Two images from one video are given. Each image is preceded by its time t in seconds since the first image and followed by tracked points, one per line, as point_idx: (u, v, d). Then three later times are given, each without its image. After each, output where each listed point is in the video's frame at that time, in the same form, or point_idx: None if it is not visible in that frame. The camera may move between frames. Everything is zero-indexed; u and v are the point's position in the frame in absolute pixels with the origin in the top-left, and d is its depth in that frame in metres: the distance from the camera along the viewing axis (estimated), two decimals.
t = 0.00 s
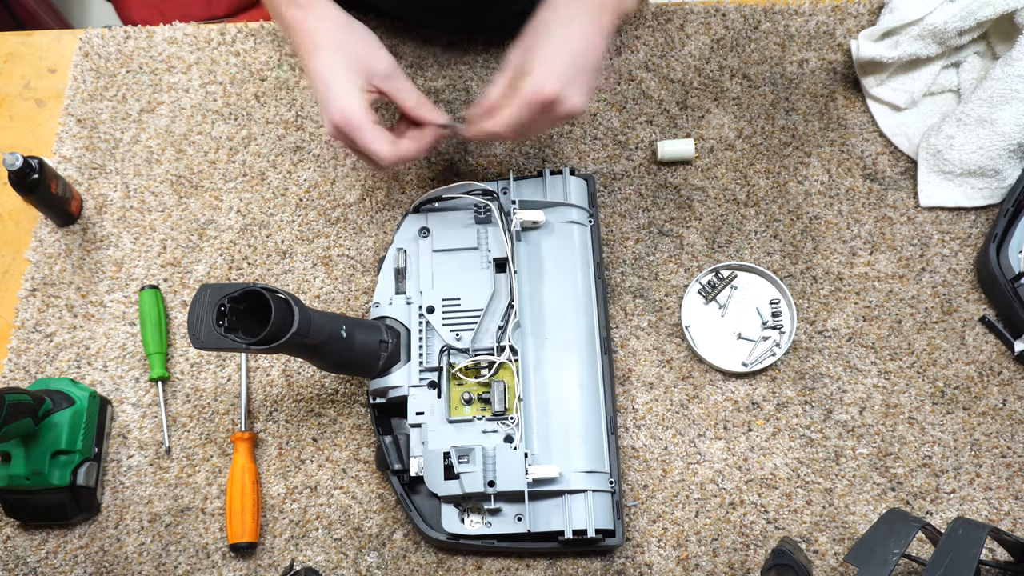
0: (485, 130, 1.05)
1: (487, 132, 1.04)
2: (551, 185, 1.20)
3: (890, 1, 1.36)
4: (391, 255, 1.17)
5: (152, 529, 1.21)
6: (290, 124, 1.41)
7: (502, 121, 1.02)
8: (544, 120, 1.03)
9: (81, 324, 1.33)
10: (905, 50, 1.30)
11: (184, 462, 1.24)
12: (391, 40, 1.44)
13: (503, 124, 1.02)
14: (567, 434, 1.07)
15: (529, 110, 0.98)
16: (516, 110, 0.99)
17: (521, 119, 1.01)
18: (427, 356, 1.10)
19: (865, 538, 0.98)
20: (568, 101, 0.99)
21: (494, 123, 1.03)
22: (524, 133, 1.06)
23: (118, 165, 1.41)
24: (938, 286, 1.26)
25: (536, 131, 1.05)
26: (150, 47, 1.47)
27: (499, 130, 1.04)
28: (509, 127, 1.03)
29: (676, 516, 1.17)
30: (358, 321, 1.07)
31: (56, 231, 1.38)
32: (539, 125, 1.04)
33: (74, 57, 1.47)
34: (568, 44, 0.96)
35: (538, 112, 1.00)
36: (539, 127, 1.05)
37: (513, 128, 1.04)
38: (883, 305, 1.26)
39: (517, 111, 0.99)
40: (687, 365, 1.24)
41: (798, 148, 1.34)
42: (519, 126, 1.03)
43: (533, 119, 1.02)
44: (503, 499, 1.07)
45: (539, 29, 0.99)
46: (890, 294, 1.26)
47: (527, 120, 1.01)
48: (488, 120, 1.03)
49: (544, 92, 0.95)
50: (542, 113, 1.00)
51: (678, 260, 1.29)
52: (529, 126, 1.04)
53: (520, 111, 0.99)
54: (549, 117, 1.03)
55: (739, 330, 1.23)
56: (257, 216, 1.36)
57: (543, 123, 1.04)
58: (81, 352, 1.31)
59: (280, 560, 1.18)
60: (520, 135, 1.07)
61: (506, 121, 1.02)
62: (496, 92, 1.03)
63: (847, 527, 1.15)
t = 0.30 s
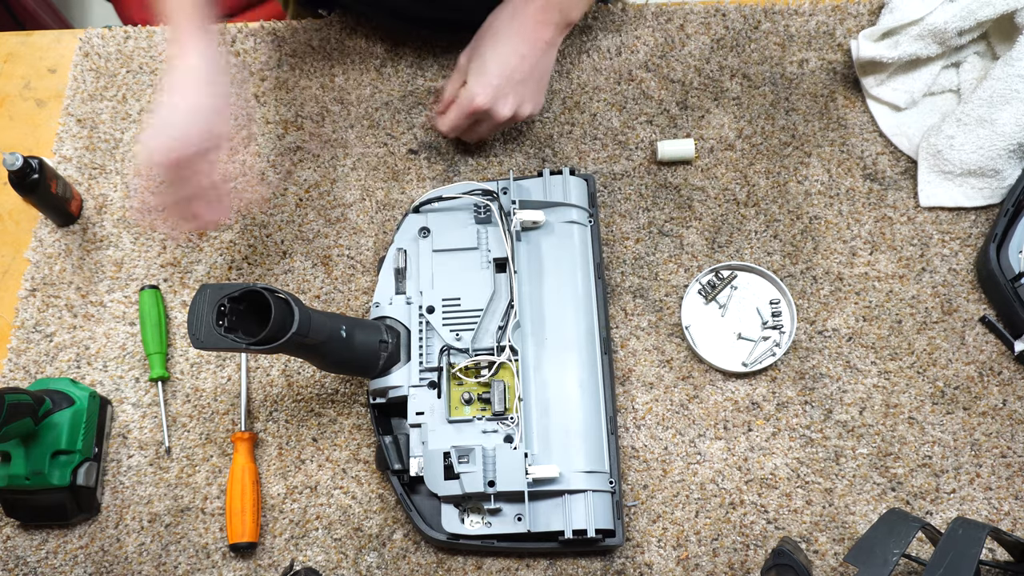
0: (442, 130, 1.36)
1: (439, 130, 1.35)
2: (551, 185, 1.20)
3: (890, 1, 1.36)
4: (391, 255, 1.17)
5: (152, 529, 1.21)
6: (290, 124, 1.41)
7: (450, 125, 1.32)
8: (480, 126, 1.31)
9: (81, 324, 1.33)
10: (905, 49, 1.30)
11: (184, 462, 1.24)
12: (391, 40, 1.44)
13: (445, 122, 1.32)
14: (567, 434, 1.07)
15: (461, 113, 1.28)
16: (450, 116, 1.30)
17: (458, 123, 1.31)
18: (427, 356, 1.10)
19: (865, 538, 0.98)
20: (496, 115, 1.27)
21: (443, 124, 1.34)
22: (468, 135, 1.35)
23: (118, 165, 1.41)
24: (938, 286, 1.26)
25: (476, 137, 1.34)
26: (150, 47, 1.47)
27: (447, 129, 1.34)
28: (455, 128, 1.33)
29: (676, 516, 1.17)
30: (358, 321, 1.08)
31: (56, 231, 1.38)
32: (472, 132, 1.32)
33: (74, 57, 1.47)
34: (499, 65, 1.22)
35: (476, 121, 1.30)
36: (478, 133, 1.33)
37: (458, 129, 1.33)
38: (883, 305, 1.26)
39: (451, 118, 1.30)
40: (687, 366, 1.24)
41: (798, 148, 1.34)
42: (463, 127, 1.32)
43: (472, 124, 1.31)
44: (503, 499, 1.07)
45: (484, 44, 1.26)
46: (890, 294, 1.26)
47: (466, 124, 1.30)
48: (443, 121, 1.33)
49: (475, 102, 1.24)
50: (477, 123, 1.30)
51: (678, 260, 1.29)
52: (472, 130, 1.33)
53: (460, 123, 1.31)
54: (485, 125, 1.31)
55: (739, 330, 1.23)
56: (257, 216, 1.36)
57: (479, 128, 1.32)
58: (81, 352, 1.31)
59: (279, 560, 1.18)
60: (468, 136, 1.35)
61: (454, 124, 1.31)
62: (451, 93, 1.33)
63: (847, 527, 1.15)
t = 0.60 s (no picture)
0: (497, 118, 0.92)
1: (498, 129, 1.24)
2: (551, 185, 1.20)
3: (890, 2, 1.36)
4: (391, 255, 1.17)
5: (152, 529, 1.21)
6: (290, 124, 1.41)
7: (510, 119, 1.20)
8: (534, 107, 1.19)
9: (81, 324, 1.33)
10: (905, 49, 1.30)
11: (184, 463, 1.24)
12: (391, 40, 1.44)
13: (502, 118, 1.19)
14: (567, 434, 1.07)
15: (515, 97, 0.85)
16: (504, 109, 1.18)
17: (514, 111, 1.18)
18: (427, 356, 1.10)
19: (865, 538, 0.98)
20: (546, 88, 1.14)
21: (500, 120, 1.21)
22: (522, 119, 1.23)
23: (118, 166, 1.41)
24: (938, 286, 1.26)
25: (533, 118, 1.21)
26: (150, 47, 1.47)
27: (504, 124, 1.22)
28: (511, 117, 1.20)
29: (676, 516, 1.17)
30: (358, 321, 1.08)
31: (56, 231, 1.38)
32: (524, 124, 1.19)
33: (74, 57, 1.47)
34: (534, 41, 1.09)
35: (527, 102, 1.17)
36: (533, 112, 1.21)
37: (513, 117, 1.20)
38: (883, 305, 1.26)
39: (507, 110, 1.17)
40: (687, 366, 1.24)
41: (798, 148, 1.34)
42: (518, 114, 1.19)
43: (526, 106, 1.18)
44: (503, 499, 1.07)
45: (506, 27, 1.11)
46: (890, 294, 1.26)
47: (526, 102, 0.86)
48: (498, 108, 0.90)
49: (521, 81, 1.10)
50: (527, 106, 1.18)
51: (678, 260, 1.29)
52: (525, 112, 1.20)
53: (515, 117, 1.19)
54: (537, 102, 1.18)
55: (739, 330, 1.23)
56: (257, 216, 1.36)
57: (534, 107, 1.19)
58: (81, 352, 1.31)
59: (279, 560, 1.18)
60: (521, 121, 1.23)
61: (516, 108, 0.88)
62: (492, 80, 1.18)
63: (847, 527, 1.15)
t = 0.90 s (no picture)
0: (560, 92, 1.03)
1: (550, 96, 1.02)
2: (551, 185, 1.20)
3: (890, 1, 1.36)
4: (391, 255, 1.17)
5: (152, 528, 1.21)
6: (290, 124, 1.41)
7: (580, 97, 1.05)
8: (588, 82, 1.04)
9: (81, 324, 1.33)
10: (905, 49, 1.30)
11: (184, 462, 1.24)
12: (391, 40, 1.44)
13: (559, 81, 1.01)
14: (567, 434, 1.07)
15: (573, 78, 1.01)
16: (562, 69, 1.00)
17: (574, 76, 1.01)
18: (427, 356, 1.10)
19: (865, 538, 0.98)
20: (609, 55, 1.02)
21: (553, 89, 1.02)
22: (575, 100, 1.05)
23: (118, 165, 1.41)
24: (938, 286, 1.26)
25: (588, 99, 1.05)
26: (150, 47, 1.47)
27: (558, 95, 1.03)
28: (571, 86, 1.02)
29: (676, 516, 1.17)
30: (358, 321, 1.08)
31: (56, 231, 1.38)
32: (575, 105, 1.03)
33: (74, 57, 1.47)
34: None
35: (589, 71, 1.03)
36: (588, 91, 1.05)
37: (572, 89, 1.03)
38: (883, 305, 1.26)
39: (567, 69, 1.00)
40: (687, 366, 1.24)
41: (798, 148, 1.34)
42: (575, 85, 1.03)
43: (584, 76, 1.03)
44: (503, 499, 1.07)
45: None
46: (890, 294, 1.26)
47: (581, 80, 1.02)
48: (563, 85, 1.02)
49: (590, 35, 0.99)
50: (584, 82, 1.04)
51: (678, 260, 1.29)
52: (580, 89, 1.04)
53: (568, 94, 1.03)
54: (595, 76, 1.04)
55: (739, 330, 1.23)
56: (257, 216, 1.36)
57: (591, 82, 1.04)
58: (81, 352, 1.31)
59: (280, 560, 1.18)
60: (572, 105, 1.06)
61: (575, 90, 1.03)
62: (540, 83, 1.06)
63: (847, 527, 1.15)
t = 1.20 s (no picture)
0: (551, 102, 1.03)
1: (540, 106, 1.02)
2: (551, 185, 1.20)
3: (890, 2, 1.36)
4: (391, 255, 1.17)
5: (152, 529, 1.21)
6: (290, 124, 1.41)
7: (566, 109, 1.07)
8: (578, 94, 1.05)
9: (81, 324, 1.33)
10: (905, 49, 1.30)
11: (184, 462, 1.24)
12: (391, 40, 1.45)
13: (551, 91, 1.01)
14: (567, 435, 1.07)
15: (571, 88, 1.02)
16: (556, 81, 1.01)
17: (568, 87, 1.02)
18: (427, 356, 1.10)
19: (865, 538, 0.98)
20: (600, 68, 1.03)
21: (545, 100, 1.02)
22: (562, 111, 1.06)
23: (118, 165, 1.41)
24: (938, 286, 1.26)
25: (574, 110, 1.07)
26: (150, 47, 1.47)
27: (549, 106, 1.03)
28: (562, 98, 1.03)
29: (676, 516, 1.17)
30: (359, 321, 1.08)
31: (56, 231, 1.38)
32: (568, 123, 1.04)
33: (74, 57, 1.47)
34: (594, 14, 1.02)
35: (580, 83, 1.04)
36: (576, 102, 1.06)
37: (563, 99, 1.03)
38: (883, 305, 1.26)
39: (559, 80, 1.01)
40: (687, 366, 1.24)
41: (798, 148, 1.34)
42: (567, 97, 1.04)
43: (576, 87, 1.03)
44: (503, 499, 1.07)
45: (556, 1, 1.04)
46: (890, 294, 1.26)
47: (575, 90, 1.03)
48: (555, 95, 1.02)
49: (586, 48, 1.00)
50: (575, 94, 1.05)
51: (678, 260, 1.29)
52: (570, 100, 1.05)
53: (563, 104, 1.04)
54: (585, 89, 1.05)
55: (739, 330, 1.23)
56: (257, 216, 1.36)
57: (581, 94, 1.05)
58: (81, 352, 1.31)
59: (280, 560, 1.18)
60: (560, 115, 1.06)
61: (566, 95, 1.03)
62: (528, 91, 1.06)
63: (847, 527, 1.15)
